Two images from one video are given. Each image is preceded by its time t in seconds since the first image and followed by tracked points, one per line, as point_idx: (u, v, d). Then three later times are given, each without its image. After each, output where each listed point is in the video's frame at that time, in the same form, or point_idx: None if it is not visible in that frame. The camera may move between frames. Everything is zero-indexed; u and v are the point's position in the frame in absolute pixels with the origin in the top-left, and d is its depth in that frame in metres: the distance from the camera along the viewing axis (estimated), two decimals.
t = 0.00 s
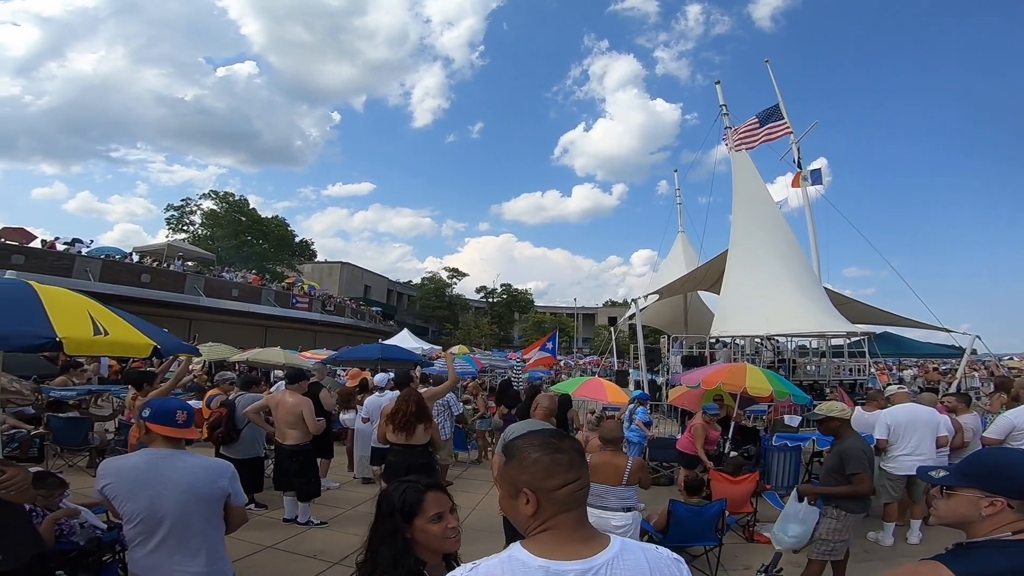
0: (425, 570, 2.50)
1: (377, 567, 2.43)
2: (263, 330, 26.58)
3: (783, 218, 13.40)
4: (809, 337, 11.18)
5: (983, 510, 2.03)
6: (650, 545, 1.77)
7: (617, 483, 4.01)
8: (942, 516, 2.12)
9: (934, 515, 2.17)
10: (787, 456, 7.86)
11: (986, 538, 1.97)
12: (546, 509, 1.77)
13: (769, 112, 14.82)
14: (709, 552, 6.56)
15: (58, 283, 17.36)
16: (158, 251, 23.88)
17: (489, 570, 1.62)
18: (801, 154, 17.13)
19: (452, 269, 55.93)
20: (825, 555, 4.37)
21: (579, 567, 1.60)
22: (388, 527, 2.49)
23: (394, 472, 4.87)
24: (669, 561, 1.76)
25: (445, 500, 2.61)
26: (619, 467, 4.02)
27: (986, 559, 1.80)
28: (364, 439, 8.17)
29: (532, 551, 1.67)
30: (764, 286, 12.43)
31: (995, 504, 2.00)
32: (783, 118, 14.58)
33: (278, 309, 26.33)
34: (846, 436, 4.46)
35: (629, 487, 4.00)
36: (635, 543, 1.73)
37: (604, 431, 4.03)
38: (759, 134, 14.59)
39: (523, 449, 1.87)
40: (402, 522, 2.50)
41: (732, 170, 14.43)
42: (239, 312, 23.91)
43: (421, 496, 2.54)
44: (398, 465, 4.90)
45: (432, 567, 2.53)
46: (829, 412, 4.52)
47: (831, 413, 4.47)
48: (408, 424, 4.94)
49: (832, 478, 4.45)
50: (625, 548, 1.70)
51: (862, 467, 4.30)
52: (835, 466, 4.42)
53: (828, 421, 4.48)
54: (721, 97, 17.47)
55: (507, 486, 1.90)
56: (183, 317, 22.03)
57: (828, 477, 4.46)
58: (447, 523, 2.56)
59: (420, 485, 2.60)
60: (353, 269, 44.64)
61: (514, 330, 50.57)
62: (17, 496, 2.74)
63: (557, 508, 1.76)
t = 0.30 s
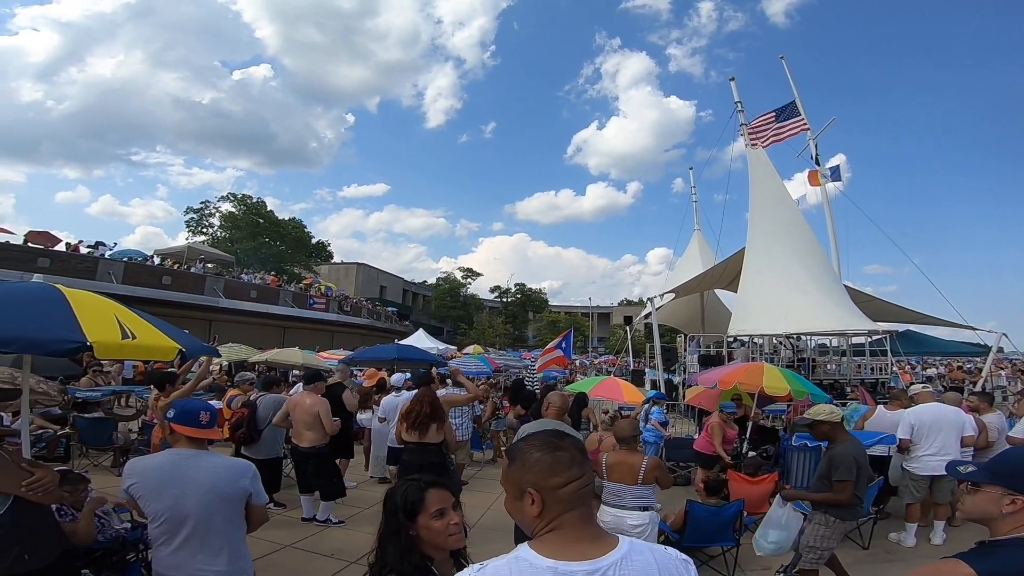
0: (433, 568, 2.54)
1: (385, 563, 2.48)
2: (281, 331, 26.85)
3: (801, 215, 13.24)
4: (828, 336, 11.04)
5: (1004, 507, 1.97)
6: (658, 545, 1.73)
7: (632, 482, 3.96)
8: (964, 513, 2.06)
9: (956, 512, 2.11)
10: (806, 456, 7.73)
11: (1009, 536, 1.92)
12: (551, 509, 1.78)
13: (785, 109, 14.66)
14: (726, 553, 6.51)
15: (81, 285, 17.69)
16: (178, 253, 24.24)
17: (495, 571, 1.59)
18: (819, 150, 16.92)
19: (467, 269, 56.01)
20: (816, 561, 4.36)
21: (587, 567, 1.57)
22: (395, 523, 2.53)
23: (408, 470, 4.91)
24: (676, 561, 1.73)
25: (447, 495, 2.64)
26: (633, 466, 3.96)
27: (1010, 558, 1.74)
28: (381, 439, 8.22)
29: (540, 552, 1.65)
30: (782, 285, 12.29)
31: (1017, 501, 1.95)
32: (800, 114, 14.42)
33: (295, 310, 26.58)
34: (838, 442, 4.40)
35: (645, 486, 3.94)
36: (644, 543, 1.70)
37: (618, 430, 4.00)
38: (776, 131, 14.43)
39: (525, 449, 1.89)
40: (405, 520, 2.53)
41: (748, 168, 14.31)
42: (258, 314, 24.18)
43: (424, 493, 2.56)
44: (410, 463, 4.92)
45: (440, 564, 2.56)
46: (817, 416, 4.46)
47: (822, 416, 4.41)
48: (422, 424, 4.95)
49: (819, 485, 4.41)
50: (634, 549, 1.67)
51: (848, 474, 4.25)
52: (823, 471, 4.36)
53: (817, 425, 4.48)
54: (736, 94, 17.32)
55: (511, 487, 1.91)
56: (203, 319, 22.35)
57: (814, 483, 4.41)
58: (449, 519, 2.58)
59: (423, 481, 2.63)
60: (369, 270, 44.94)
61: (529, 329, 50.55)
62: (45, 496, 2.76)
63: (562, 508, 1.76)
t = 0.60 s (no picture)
0: (451, 568, 2.54)
1: (401, 562, 2.48)
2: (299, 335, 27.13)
3: (819, 213, 13.10)
4: (848, 335, 10.90)
5: None
6: (679, 543, 1.74)
7: (658, 485, 3.93)
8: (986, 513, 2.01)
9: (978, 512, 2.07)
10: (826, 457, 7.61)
11: None
12: (570, 510, 1.76)
13: (801, 106, 14.52)
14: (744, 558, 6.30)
15: (104, 290, 18.06)
16: (198, 258, 24.64)
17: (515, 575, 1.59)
18: (836, 148, 16.73)
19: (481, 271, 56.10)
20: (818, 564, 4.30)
21: (608, 568, 1.58)
22: (412, 524, 2.52)
23: (409, 473, 4.89)
24: (696, 558, 1.73)
25: (461, 499, 2.63)
26: (658, 468, 3.94)
27: None
28: (396, 440, 8.26)
29: (560, 556, 1.64)
30: (800, 284, 12.17)
31: None
32: (816, 111, 14.28)
33: (313, 313, 26.83)
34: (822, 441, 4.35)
35: (672, 489, 3.92)
36: (664, 542, 1.70)
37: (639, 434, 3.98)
38: (793, 128, 14.28)
39: (540, 453, 1.87)
40: (421, 522, 2.53)
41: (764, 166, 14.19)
42: (276, 317, 24.46)
43: (439, 497, 2.56)
44: (411, 466, 4.90)
45: (455, 565, 2.56)
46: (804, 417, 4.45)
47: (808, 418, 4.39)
48: (425, 426, 4.94)
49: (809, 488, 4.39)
50: (654, 548, 1.68)
51: (823, 475, 4.20)
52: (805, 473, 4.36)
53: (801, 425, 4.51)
54: (750, 92, 17.23)
55: (528, 490, 1.90)
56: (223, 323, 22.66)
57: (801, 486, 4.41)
58: (463, 522, 2.59)
59: (437, 486, 2.62)
60: (384, 273, 45.25)
61: (544, 330, 50.51)
62: (77, 498, 2.80)
63: (580, 508, 1.75)
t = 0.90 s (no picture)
0: (486, 569, 2.52)
1: (441, 560, 2.45)
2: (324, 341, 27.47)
3: (846, 209, 12.86)
4: (879, 332, 10.68)
5: None
6: (712, 544, 1.68)
7: (701, 487, 3.86)
8: None
9: None
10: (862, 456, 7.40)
11: None
12: (594, 511, 1.73)
13: (824, 101, 14.29)
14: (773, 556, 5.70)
15: (136, 300, 18.52)
16: (225, 267, 25.16)
17: None
18: (860, 142, 16.43)
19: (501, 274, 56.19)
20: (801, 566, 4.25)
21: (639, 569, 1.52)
22: (448, 524, 2.52)
23: (432, 476, 4.90)
24: (730, 558, 1.66)
25: (500, 502, 2.61)
26: (703, 470, 3.87)
27: None
28: (420, 444, 8.28)
29: (588, 559, 1.59)
30: (828, 281, 11.96)
31: None
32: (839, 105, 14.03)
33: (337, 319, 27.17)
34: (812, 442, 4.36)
35: (714, 491, 3.86)
36: (696, 543, 1.64)
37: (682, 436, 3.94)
38: (816, 123, 14.04)
39: (560, 457, 1.86)
40: (460, 522, 2.52)
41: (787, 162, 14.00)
42: (302, 324, 24.80)
43: (480, 499, 2.54)
44: (432, 467, 4.92)
45: (489, 567, 2.54)
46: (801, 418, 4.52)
47: (800, 419, 4.45)
48: (448, 429, 4.93)
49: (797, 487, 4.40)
50: (686, 549, 1.61)
51: (800, 472, 4.24)
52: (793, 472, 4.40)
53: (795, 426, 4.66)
54: (769, 88, 17.06)
55: (551, 493, 1.89)
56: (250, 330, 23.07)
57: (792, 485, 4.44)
58: (500, 525, 2.56)
59: (478, 487, 2.61)
60: (406, 278, 45.64)
61: (564, 332, 50.37)
62: (118, 503, 2.84)
63: (603, 507, 1.71)
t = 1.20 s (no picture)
0: (512, 571, 2.48)
1: (467, 559, 2.42)
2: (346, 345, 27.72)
3: (870, 204, 12.65)
4: (908, 328, 10.47)
5: None
6: (745, 542, 1.67)
7: (725, 491, 3.75)
8: None
9: None
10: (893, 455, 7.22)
11: None
12: (626, 513, 1.68)
13: (843, 95, 14.08)
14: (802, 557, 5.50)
15: (163, 308, 18.89)
16: (248, 274, 25.57)
17: None
18: (881, 136, 16.16)
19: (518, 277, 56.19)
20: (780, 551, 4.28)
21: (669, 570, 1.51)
22: (478, 522, 2.52)
23: (466, 479, 4.90)
24: (762, 557, 1.65)
25: (530, 503, 2.58)
26: (727, 474, 3.75)
27: None
28: (442, 447, 8.29)
29: (618, 558, 1.57)
30: (853, 277, 11.77)
31: None
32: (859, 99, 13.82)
33: (358, 324, 27.40)
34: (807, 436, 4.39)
35: (736, 496, 3.76)
36: (729, 541, 1.64)
37: (707, 439, 3.77)
38: (836, 117, 13.82)
39: (592, 456, 1.80)
40: (490, 520, 2.51)
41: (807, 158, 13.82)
42: (324, 329, 25.05)
43: (512, 498, 2.53)
44: (466, 470, 4.92)
45: (516, 568, 2.52)
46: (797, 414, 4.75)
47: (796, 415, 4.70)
48: (479, 432, 4.93)
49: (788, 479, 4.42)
50: (717, 549, 1.60)
51: (788, 464, 4.28)
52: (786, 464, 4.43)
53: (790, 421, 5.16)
54: (785, 84, 16.89)
55: (580, 491, 1.84)
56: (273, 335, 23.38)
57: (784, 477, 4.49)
58: (528, 527, 2.53)
59: (511, 486, 2.59)
60: (424, 282, 45.91)
61: (583, 333, 50.18)
62: (153, 508, 2.86)
63: (634, 511, 1.66)
